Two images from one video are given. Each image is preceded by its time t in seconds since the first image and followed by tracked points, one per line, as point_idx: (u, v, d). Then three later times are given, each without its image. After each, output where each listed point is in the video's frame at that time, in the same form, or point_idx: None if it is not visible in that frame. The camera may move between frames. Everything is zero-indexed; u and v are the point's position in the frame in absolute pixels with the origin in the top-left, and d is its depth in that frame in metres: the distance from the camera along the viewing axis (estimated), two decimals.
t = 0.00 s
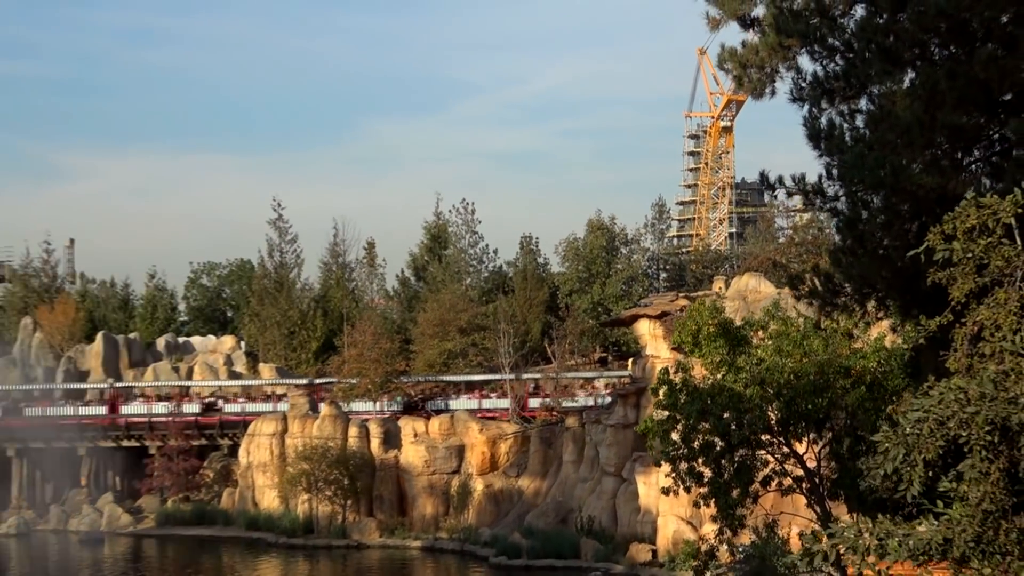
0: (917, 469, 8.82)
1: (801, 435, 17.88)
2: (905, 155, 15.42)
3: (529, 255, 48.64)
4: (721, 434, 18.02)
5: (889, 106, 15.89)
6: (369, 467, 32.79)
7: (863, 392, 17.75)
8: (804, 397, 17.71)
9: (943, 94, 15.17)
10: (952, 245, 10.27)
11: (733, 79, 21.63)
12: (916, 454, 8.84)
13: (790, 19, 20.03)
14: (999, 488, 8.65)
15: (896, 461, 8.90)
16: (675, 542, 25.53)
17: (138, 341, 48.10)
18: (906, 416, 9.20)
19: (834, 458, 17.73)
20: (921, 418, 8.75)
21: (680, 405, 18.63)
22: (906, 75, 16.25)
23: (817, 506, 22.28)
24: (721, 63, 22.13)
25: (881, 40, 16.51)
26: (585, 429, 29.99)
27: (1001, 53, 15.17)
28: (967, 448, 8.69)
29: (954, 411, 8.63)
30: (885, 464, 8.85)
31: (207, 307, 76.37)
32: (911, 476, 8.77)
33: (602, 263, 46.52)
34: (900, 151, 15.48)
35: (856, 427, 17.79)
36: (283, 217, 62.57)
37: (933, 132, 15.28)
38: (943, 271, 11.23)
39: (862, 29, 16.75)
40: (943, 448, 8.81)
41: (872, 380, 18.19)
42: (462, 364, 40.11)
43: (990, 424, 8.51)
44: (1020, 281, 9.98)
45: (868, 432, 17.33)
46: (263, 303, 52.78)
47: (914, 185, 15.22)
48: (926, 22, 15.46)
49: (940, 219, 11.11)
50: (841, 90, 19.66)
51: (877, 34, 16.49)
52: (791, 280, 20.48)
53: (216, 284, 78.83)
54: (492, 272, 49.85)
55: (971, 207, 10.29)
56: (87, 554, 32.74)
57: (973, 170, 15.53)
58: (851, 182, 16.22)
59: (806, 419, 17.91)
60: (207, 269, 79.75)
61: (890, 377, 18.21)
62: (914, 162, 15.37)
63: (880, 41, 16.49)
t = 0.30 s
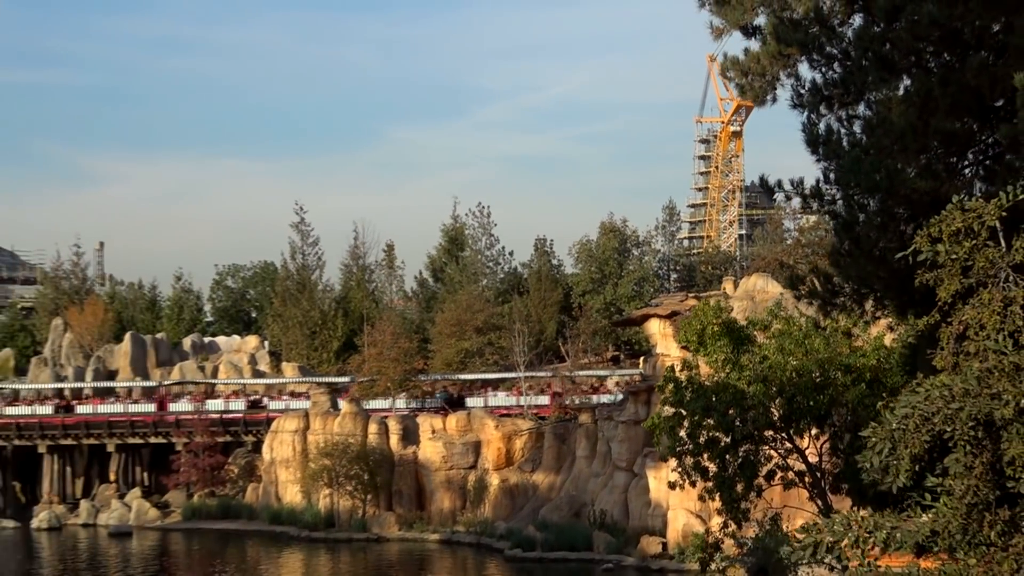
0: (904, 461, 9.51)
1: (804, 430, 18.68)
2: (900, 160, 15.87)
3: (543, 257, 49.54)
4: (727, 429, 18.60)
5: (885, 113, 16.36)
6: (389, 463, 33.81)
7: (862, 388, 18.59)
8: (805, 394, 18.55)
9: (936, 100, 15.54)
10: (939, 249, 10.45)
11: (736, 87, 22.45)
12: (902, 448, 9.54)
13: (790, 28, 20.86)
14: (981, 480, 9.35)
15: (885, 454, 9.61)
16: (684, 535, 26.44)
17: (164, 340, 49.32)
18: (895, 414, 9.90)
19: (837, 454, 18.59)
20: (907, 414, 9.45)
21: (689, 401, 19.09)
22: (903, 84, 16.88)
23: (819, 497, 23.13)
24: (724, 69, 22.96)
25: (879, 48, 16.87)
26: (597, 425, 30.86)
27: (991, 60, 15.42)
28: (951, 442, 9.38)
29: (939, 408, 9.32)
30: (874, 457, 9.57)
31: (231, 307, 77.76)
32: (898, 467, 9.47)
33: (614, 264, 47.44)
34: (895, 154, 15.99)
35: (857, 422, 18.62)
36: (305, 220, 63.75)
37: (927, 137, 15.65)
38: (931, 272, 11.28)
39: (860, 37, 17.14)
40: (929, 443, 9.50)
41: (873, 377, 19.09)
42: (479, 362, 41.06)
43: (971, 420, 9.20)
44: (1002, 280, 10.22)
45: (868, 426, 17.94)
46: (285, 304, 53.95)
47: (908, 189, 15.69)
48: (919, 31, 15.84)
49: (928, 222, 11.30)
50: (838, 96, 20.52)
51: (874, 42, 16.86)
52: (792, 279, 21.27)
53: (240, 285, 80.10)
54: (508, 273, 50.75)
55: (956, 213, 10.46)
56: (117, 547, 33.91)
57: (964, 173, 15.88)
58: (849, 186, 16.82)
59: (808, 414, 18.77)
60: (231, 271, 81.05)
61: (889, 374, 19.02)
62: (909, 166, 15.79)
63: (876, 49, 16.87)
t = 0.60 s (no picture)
0: (888, 456, 9.10)
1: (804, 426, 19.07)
2: (892, 163, 16.17)
3: (555, 258, 50.46)
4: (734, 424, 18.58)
5: (878, 118, 16.62)
6: (406, 459, 34.80)
7: (861, 385, 18.99)
8: (805, 390, 18.88)
9: (928, 105, 15.94)
10: (924, 250, 10.15)
11: (736, 94, 23.34)
12: (887, 443, 9.15)
13: (788, 36, 21.70)
14: (966, 475, 8.93)
15: (868, 449, 9.20)
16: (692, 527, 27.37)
17: (189, 340, 50.55)
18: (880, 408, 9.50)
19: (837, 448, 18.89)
20: (892, 409, 9.05)
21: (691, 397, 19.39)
22: (897, 86, 16.74)
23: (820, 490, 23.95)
24: (726, 77, 23.82)
25: (874, 56, 16.77)
26: (608, 422, 31.76)
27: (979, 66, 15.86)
28: (935, 437, 8.98)
29: (923, 403, 8.91)
30: (857, 452, 9.20)
31: (254, 308, 79.20)
32: (882, 461, 9.10)
33: (624, 265, 48.36)
34: (888, 159, 16.22)
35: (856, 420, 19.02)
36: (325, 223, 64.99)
37: (919, 141, 16.01)
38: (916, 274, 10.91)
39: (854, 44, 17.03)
40: (914, 437, 9.10)
41: (871, 375, 19.42)
42: (493, 361, 42.08)
43: (955, 415, 8.77)
44: (987, 281, 9.92)
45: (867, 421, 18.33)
46: (306, 305, 55.09)
47: (901, 193, 15.94)
48: (910, 40, 15.95)
49: (912, 227, 11.03)
50: (835, 102, 21.34)
51: (869, 51, 16.75)
52: (791, 277, 22.05)
53: (262, 287, 81.57)
54: (521, 274, 51.69)
55: (940, 214, 10.20)
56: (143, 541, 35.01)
57: (954, 176, 16.22)
58: (843, 189, 16.98)
59: (809, 410, 19.14)
60: (253, 272, 82.45)
61: (886, 371, 19.39)
62: (902, 170, 16.08)
63: (871, 58, 16.80)
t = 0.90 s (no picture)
0: (873, 450, 9.55)
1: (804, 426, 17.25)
2: (882, 166, 17.05)
3: (566, 259, 51.47)
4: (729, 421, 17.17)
5: (871, 123, 17.40)
6: (421, 453, 35.88)
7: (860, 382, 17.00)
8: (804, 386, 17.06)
9: (919, 111, 16.70)
10: (909, 251, 10.39)
11: (736, 100, 24.32)
12: (872, 438, 9.60)
13: (785, 44, 22.51)
14: (946, 468, 9.35)
15: (854, 443, 9.67)
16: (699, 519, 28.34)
17: (211, 340, 51.90)
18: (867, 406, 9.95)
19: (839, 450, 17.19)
20: (877, 405, 9.51)
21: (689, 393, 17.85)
22: (890, 92, 17.48)
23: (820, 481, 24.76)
24: (726, 83, 24.80)
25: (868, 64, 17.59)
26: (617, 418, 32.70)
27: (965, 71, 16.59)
28: (916, 433, 9.42)
29: (907, 399, 9.34)
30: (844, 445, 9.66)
31: (275, 309, 80.63)
32: (867, 455, 9.56)
33: (633, 265, 50.14)
34: (880, 162, 17.07)
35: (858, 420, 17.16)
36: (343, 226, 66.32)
37: (910, 146, 16.79)
38: (899, 276, 11.10)
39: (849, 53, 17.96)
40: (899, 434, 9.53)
41: (871, 373, 17.39)
42: (507, 359, 43.35)
43: (937, 411, 9.25)
44: (968, 281, 10.28)
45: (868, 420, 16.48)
46: (325, 305, 56.30)
47: (894, 194, 16.77)
48: (902, 48, 16.70)
49: (896, 229, 11.17)
50: (830, 108, 22.23)
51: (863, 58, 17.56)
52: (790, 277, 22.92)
53: (282, 288, 83.04)
54: (533, 275, 52.72)
55: (924, 216, 10.42)
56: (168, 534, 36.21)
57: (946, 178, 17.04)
58: (839, 192, 17.79)
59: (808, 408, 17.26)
60: (273, 274, 83.96)
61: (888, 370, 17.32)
62: (895, 173, 16.88)
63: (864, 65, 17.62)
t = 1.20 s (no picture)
0: (857, 446, 9.01)
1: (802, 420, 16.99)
2: (875, 169, 17.87)
3: (577, 259, 52.48)
4: (729, 416, 16.86)
5: (865, 129, 18.21)
6: (436, 448, 37.06)
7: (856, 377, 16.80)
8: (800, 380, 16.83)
9: (910, 116, 17.46)
10: (894, 252, 10.61)
11: (734, 106, 25.28)
12: (857, 434, 9.08)
13: (782, 52, 22.96)
14: (930, 461, 8.79)
15: (837, 439, 9.15)
16: (704, 511, 29.31)
17: (234, 338, 53.34)
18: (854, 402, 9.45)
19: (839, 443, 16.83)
20: (861, 400, 9.01)
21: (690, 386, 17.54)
22: (882, 98, 18.28)
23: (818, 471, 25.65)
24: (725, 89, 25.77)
25: (862, 71, 18.27)
26: (626, 413, 33.72)
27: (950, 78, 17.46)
28: (899, 428, 8.90)
29: (890, 394, 8.87)
30: (827, 442, 9.15)
31: (295, 308, 82.11)
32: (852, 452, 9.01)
33: (641, 266, 51.66)
34: (872, 164, 17.90)
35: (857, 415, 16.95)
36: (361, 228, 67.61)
37: (901, 150, 17.63)
38: (886, 277, 11.22)
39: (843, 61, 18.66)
40: (884, 430, 9.03)
41: (866, 369, 17.26)
42: (519, 356, 44.55)
43: (921, 405, 8.73)
44: (950, 280, 10.38)
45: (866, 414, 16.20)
46: (343, 304, 57.54)
47: (885, 197, 17.65)
48: (891, 56, 17.54)
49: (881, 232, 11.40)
50: (827, 114, 22.47)
51: (858, 65, 18.22)
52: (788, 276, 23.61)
53: (302, 288, 84.44)
54: (545, 275, 53.76)
55: (910, 218, 10.64)
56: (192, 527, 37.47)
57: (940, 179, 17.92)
58: (833, 195, 18.55)
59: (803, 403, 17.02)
60: (294, 274, 85.38)
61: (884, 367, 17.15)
62: (886, 176, 17.74)
63: (858, 72, 18.31)
